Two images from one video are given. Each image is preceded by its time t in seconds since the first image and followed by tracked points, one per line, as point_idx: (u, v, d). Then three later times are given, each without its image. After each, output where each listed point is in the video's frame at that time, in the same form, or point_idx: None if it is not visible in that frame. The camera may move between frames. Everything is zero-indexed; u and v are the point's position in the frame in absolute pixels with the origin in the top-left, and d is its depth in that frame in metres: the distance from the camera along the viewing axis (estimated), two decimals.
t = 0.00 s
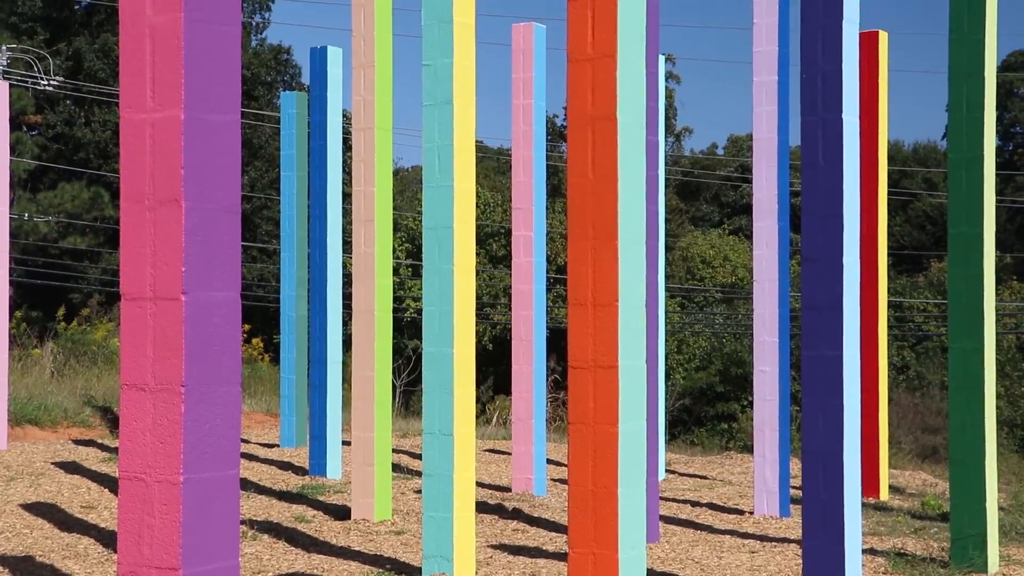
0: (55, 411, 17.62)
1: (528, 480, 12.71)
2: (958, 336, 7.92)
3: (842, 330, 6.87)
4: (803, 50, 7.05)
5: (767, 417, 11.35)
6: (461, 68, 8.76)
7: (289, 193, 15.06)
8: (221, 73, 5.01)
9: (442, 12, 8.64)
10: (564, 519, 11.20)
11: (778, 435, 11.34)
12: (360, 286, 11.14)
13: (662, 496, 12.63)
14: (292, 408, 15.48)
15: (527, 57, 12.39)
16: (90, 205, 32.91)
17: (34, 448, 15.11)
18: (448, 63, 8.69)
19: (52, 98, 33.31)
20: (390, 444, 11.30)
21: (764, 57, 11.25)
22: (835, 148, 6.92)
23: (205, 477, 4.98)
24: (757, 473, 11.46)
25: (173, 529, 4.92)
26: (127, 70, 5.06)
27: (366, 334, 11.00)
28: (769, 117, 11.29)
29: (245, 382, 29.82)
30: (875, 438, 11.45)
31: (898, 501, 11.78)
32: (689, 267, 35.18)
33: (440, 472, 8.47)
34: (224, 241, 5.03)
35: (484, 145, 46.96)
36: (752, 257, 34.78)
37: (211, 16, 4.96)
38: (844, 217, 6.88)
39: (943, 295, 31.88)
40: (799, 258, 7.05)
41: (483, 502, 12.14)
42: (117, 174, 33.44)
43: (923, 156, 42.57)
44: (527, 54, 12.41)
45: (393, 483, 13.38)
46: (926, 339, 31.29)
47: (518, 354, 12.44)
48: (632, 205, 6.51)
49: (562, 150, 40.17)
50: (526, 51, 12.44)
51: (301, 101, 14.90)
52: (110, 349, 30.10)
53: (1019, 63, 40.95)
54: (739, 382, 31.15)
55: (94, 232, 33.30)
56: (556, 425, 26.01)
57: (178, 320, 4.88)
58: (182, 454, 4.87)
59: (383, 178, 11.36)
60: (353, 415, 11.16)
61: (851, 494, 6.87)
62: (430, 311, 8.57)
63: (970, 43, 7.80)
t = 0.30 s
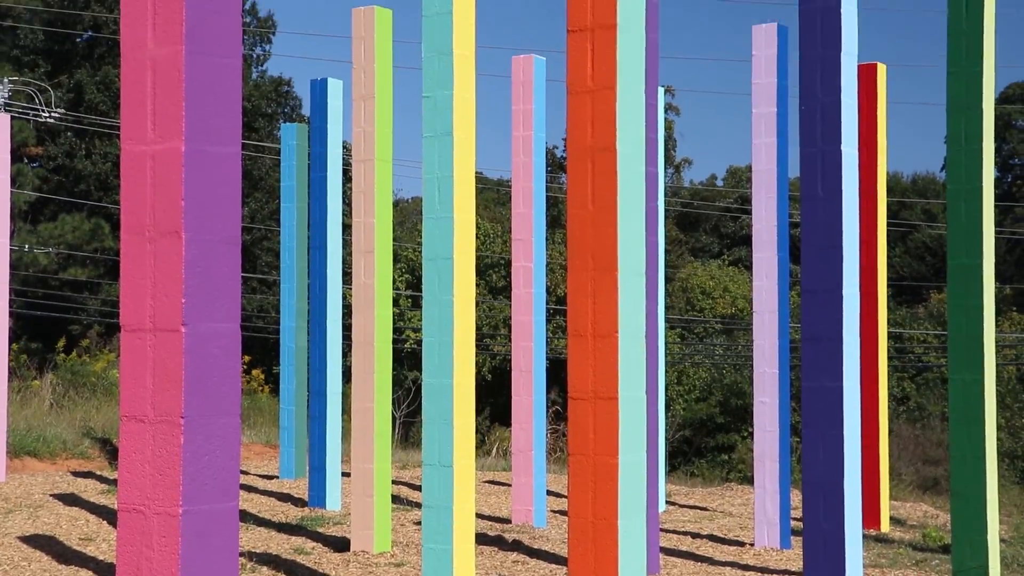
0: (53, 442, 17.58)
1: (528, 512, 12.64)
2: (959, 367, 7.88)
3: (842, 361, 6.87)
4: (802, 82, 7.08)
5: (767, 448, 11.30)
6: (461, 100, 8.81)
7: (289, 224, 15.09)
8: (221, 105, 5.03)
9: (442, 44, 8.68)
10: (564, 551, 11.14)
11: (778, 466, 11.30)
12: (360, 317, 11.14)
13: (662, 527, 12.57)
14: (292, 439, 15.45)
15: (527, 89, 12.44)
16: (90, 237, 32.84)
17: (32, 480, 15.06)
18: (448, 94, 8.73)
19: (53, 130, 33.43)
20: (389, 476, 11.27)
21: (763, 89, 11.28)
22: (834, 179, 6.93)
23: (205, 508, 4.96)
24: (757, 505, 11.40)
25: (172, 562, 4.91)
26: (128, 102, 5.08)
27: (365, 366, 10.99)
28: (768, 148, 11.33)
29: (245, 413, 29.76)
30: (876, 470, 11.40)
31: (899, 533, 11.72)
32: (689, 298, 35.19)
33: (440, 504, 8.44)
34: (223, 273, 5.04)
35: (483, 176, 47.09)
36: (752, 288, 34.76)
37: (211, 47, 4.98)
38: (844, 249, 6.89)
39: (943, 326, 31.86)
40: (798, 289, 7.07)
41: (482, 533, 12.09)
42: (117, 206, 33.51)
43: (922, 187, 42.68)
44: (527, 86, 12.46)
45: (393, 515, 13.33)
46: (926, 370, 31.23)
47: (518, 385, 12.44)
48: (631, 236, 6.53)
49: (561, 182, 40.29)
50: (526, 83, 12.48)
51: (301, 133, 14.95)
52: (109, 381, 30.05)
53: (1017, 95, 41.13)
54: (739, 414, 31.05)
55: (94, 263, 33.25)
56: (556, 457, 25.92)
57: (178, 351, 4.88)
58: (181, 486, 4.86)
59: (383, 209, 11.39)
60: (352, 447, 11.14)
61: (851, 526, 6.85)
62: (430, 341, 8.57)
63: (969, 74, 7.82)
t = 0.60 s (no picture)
0: (53, 475, 17.53)
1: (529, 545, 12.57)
2: (959, 399, 7.85)
3: (842, 393, 6.87)
4: (801, 114, 7.11)
5: (767, 481, 11.36)
6: (461, 132, 8.84)
7: (289, 255, 15.11)
8: (222, 137, 5.05)
9: (442, 77, 8.73)
10: None
11: (778, 498, 11.31)
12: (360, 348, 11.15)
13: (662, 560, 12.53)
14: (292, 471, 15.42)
15: (527, 121, 12.49)
16: (90, 268, 32.97)
17: (31, 513, 15.00)
18: (448, 127, 8.76)
19: (54, 162, 33.57)
20: (389, 508, 11.24)
21: (762, 121, 11.27)
22: (834, 211, 6.95)
23: (205, 541, 4.95)
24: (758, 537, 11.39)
25: None
26: (129, 135, 5.10)
27: (366, 398, 10.99)
28: (768, 179, 11.32)
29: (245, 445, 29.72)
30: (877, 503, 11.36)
31: (900, 566, 11.67)
32: (689, 329, 35.20)
33: (440, 536, 8.40)
34: (224, 305, 5.04)
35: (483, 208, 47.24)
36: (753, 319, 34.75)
37: (212, 80, 5.01)
38: (844, 280, 6.89)
39: (944, 357, 31.89)
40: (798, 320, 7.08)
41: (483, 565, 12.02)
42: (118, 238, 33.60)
43: (922, 219, 42.79)
44: (527, 118, 12.51)
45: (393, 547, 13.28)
46: (927, 402, 31.21)
47: (518, 417, 12.43)
48: (632, 268, 6.53)
49: (561, 213, 40.44)
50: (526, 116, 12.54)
51: (301, 165, 15.01)
52: (109, 413, 30.01)
53: (1016, 127, 41.34)
54: (740, 445, 31.03)
55: (94, 294, 33.35)
56: (557, 489, 25.90)
57: (178, 384, 4.88)
58: (180, 518, 4.85)
59: (383, 240, 11.42)
60: (352, 478, 11.13)
61: (852, 558, 6.83)
62: (430, 373, 8.55)
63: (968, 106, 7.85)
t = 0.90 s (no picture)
0: (52, 508, 17.49)
1: None
2: (960, 431, 7.83)
3: (843, 425, 6.85)
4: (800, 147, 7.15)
5: (768, 513, 11.31)
6: (461, 165, 8.87)
7: (289, 287, 15.12)
8: (224, 171, 5.08)
9: (443, 110, 8.79)
10: None
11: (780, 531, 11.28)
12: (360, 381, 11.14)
13: None
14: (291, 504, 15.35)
15: (527, 154, 12.53)
16: (92, 301, 32.89)
17: (29, 546, 14.94)
18: (449, 159, 8.80)
19: (56, 195, 33.70)
20: (389, 541, 11.21)
21: (762, 153, 11.11)
22: (834, 244, 6.96)
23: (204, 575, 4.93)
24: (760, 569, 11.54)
25: None
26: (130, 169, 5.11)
27: (366, 431, 10.99)
28: (769, 213, 11.41)
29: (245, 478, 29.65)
30: (880, 535, 11.32)
31: None
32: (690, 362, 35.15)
33: (440, 570, 8.38)
34: (224, 337, 5.04)
35: (484, 241, 47.34)
36: (754, 351, 34.74)
37: (214, 114, 5.04)
38: (844, 312, 6.90)
39: (944, 390, 31.85)
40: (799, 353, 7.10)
41: None
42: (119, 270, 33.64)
43: (922, 251, 42.86)
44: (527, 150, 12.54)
45: None
46: (928, 434, 31.16)
47: (518, 449, 12.39)
48: (633, 300, 6.53)
49: (562, 245, 40.54)
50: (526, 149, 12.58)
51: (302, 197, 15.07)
52: (110, 445, 29.95)
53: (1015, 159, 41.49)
54: (741, 478, 30.96)
55: (94, 327, 33.28)
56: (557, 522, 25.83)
57: (178, 417, 4.88)
58: (180, 552, 4.83)
59: (384, 273, 11.45)
60: (352, 511, 11.08)
61: None
62: (430, 406, 8.56)
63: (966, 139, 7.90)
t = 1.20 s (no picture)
0: (52, 541, 17.45)
1: None
2: (963, 465, 7.80)
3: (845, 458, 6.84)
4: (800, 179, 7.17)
5: (772, 545, 11.05)
6: (463, 196, 8.89)
7: (291, 319, 15.12)
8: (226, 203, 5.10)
9: (443, 143, 8.83)
10: None
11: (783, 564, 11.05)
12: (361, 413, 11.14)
13: None
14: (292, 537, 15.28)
15: (529, 186, 12.58)
16: (93, 333, 32.96)
17: None
18: (450, 191, 8.82)
19: (58, 228, 33.75)
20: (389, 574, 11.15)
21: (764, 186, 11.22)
22: (835, 278, 6.97)
23: None
24: None
25: None
26: (132, 201, 5.13)
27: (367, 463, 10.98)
28: (769, 245, 11.44)
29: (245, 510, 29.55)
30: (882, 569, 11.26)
31: None
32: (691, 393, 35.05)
33: None
34: (225, 369, 5.04)
35: (485, 272, 47.40)
36: (754, 383, 34.69)
37: (216, 146, 5.07)
38: (845, 344, 6.90)
39: (946, 422, 31.77)
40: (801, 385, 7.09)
41: None
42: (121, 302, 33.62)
43: (923, 283, 42.90)
44: (528, 182, 12.58)
45: None
46: (931, 467, 31.03)
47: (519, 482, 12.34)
48: (634, 332, 6.52)
49: (563, 277, 40.59)
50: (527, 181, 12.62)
51: (304, 229, 15.14)
52: (110, 477, 29.88)
53: (1014, 192, 41.61)
54: (744, 510, 30.74)
55: (95, 359, 33.35)
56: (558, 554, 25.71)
57: (178, 449, 4.87)
58: None
59: (385, 303, 11.50)
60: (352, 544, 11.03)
61: None
62: (431, 438, 8.56)
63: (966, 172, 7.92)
